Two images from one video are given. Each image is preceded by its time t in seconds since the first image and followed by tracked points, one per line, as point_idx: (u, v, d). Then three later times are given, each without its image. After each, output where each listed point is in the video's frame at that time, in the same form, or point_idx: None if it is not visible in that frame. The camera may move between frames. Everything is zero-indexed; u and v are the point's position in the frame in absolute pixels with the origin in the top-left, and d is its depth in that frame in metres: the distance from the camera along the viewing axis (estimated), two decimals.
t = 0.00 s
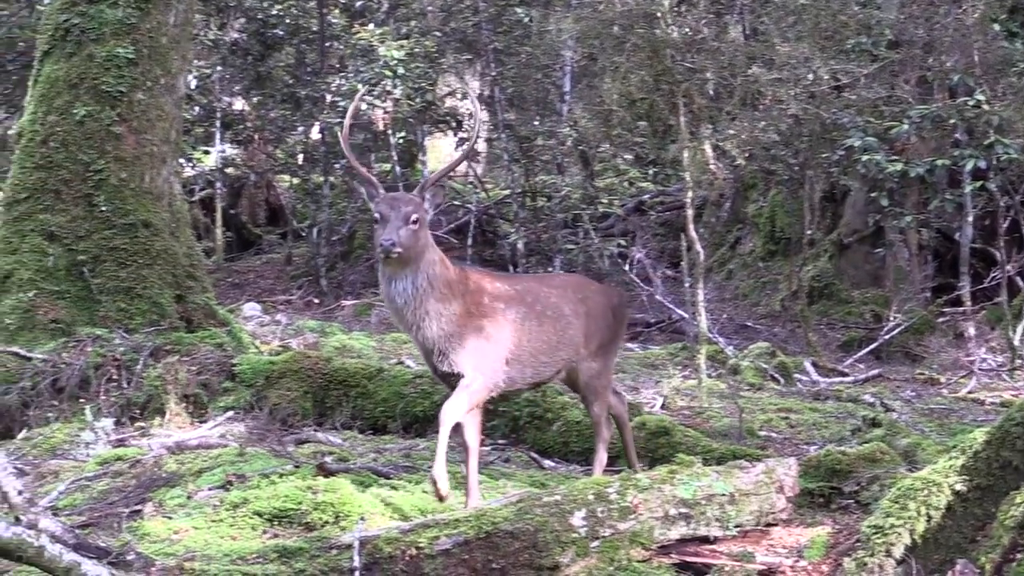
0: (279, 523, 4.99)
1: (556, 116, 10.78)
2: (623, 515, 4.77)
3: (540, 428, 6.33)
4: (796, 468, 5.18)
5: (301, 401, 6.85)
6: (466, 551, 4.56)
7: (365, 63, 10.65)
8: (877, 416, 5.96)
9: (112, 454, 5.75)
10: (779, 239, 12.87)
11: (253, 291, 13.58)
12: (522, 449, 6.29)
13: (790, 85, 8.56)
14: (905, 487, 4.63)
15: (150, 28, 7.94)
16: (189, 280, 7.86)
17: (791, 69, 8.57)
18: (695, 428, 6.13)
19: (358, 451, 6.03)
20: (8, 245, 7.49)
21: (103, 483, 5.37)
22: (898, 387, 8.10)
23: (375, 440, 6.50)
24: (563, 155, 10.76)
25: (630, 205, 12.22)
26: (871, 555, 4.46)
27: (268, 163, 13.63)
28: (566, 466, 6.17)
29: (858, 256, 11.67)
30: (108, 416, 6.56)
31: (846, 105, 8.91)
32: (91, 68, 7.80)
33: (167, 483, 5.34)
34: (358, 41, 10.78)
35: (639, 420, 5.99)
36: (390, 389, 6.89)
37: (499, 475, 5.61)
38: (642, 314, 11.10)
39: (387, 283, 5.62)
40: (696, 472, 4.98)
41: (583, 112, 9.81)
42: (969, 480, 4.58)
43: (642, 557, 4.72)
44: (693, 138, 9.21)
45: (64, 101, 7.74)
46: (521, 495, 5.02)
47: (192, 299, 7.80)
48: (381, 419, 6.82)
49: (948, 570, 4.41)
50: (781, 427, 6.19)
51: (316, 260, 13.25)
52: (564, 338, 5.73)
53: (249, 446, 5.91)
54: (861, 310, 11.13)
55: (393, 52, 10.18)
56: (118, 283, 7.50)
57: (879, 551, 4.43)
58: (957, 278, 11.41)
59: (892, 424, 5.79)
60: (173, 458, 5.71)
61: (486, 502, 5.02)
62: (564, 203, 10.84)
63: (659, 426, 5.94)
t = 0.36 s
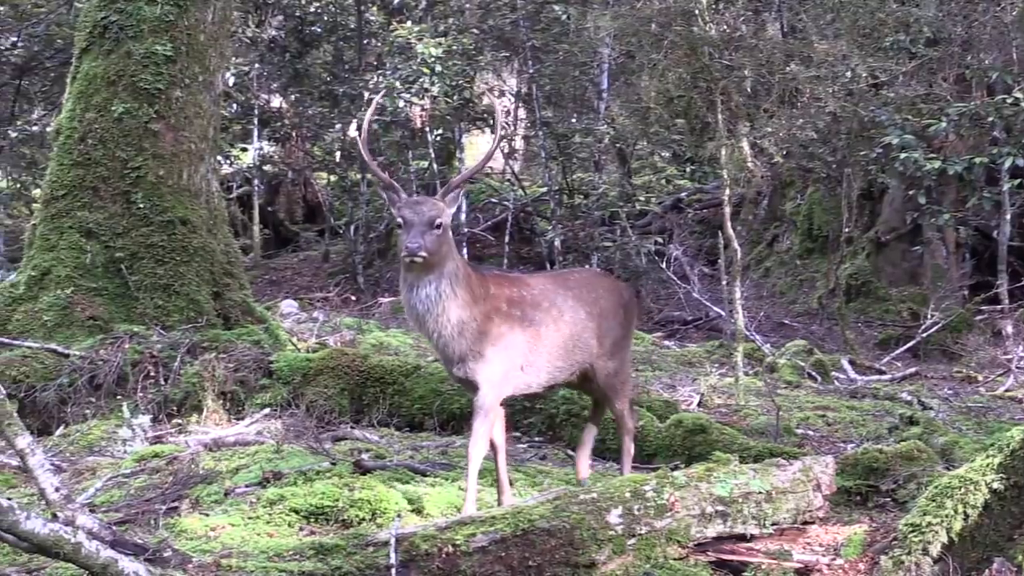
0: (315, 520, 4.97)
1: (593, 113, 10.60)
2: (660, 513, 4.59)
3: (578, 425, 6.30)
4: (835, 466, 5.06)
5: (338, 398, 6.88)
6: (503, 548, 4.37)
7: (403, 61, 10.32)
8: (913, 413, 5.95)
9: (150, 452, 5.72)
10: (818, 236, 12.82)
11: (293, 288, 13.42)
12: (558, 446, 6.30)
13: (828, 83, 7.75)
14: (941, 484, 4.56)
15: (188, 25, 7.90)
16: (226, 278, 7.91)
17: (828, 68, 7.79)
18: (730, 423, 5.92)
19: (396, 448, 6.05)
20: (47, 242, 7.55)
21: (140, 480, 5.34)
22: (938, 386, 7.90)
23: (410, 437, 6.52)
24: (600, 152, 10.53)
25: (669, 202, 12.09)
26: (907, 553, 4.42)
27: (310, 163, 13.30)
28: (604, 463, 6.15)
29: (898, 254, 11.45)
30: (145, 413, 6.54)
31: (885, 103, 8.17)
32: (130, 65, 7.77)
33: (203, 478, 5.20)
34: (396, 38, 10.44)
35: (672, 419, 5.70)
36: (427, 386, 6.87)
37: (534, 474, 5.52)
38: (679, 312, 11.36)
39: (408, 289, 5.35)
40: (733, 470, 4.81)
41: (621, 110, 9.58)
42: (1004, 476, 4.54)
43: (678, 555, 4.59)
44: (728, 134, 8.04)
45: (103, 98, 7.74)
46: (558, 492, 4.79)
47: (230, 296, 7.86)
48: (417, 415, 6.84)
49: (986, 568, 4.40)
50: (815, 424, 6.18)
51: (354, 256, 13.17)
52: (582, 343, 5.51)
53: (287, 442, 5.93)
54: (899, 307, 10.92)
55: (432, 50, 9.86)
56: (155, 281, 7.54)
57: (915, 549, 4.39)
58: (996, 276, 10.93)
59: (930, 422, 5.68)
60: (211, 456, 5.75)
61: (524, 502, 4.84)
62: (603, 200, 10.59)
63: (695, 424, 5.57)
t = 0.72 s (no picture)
0: (344, 520, 4.95)
1: (621, 112, 10.70)
2: (688, 513, 4.43)
3: (606, 425, 6.22)
4: (863, 465, 5.04)
5: (366, 397, 6.91)
6: (531, 547, 4.17)
7: (432, 60, 10.14)
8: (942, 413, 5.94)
9: (177, 450, 5.74)
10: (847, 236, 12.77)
11: (322, 287, 13.36)
12: (586, 446, 6.23)
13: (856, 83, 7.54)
14: (970, 486, 4.48)
15: (217, 25, 7.94)
16: (255, 278, 7.91)
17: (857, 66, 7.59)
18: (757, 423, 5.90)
19: (424, 448, 6.04)
20: (76, 241, 7.55)
21: (168, 480, 5.34)
22: (967, 386, 7.79)
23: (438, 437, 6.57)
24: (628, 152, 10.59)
25: (695, 201, 12.48)
26: (936, 553, 4.32)
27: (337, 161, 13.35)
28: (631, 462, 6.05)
29: (926, 254, 11.37)
30: (174, 412, 6.55)
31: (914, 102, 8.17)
32: (159, 65, 7.78)
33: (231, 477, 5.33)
34: (424, 38, 10.25)
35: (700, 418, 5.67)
36: (456, 386, 6.92)
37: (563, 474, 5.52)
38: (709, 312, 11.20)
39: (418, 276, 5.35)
40: (760, 470, 4.69)
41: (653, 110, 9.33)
42: None
43: (707, 555, 4.45)
44: (758, 135, 7.61)
45: (131, 98, 7.75)
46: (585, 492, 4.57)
47: (258, 296, 7.87)
48: (446, 415, 6.87)
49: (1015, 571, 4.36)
50: (844, 424, 6.17)
51: (382, 256, 13.11)
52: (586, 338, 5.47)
53: (314, 442, 5.97)
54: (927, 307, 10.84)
55: (460, 49, 9.69)
56: (183, 280, 7.54)
57: (944, 549, 4.30)
58: None
59: (959, 422, 5.66)
60: (239, 456, 5.77)
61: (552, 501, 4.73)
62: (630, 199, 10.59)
63: (724, 423, 5.52)
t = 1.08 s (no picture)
0: (358, 521, 4.94)
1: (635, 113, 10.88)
2: (702, 513, 4.36)
3: (620, 426, 6.20)
4: (878, 466, 5.03)
5: (380, 399, 6.87)
6: (546, 548, 4.06)
7: (446, 61, 10.05)
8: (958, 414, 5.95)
9: (191, 452, 5.77)
10: (861, 236, 12.77)
11: (336, 288, 13.36)
12: (600, 447, 6.21)
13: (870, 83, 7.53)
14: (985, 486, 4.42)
15: (232, 27, 7.96)
16: (269, 279, 7.93)
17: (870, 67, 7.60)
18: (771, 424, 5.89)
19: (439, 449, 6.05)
20: (90, 243, 7.54)
21: (182, 481, 5.37)
22: (981, 386, 7.73)
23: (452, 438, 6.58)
24: (642, 152, 10.58)
25: (711, 202, 12.45)
26: (950, 553, 4.23)
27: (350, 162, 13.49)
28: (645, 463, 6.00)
29: (939, 254, 11.39)
30: (188, 413, 6.57)
31: (928, 102, 8.14)
32: (173, 66, 7.77)
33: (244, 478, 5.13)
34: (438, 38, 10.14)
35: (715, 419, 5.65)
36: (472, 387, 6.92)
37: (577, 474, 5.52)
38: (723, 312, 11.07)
39: (415, 274, 5.16)
40: (775, 470, 4.63)
41: (666, 111, 9.22)
42: None
43: (721, 556, 4.40)
44: (773, 136, 7.54)
45: (145, 100, 7.73)
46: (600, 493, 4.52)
47: (272, 297, 7.88)
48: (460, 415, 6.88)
49: None
50: (859, 424, 6.16)
51: (397, 258, 13.15)
52: (578, 338, 5.40)
53: (329, 443, 5.98)
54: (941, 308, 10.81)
55: (476, 50, 9.53)
56: (197, 281, 7.54)
57: (958, 549, 4.20)
58: None
59: (973, 423, 5.68)
60: (253, 457, 5.81)
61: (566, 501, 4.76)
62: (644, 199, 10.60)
63: (737, 424, 5.49)
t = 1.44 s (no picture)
0: (368, 521, 4.94)
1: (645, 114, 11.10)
2: (713, 515, 4.35)
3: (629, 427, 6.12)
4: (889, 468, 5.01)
5: (391, 399, 6.85)
6: (556, 548, 3.99)
7: (456, 61, 10.06)
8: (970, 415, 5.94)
9: (201, 453, 5.79)
10: (870, 238, 12.77)
11: (346, 289, 13.34)
12: (611, 448, 6.20)
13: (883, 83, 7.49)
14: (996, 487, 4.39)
15: (242, 27, 7.95)
16: (280, 279, 7.92)
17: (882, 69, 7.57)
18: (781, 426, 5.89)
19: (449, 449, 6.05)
20: (101, 243, 7.56)
21: (193, 481, 5.37)
22: (991, 388, 7.69)
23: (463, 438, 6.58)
24: (653, 153, 10.59)
25: (721, 203, 12.45)
26: (961, 555, 4.20)
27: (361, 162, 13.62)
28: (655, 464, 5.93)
29: (949, 256, 11.39)
30: (198, 414, 6.59)
31: (939, 104, 8.14)
32: (184, 67, 7.78)
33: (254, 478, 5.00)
34: (448, 39, 10.14)
35: (726, 420, 5.64)
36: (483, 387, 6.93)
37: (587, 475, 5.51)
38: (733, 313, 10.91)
39: (410, 277, 4.97)
40: (786, 472, 4.62)
41: (677, 112, 9.22)
42: None
43: (731, 557, 4.38)
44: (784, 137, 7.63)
45: (156, 100, 7.75)
46: (611, 494, 4.50)
47: (283, 297, 7.87)
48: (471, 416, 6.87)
49: None
50: (870, 426, 6.15)
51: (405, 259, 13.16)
52: (569, 336, 5.33)
53: (340, 443, 5.98)
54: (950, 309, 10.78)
55: (486, 50, 9.50)
56: (208, 281, 7.54)
57: (969, 551, 4.17)
58: None
59: (984, 425, 5.66)
60: (264, 457, 5.81)
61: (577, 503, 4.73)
62: (654, 200, 10.63)
63: (747, 425, 5.47)
